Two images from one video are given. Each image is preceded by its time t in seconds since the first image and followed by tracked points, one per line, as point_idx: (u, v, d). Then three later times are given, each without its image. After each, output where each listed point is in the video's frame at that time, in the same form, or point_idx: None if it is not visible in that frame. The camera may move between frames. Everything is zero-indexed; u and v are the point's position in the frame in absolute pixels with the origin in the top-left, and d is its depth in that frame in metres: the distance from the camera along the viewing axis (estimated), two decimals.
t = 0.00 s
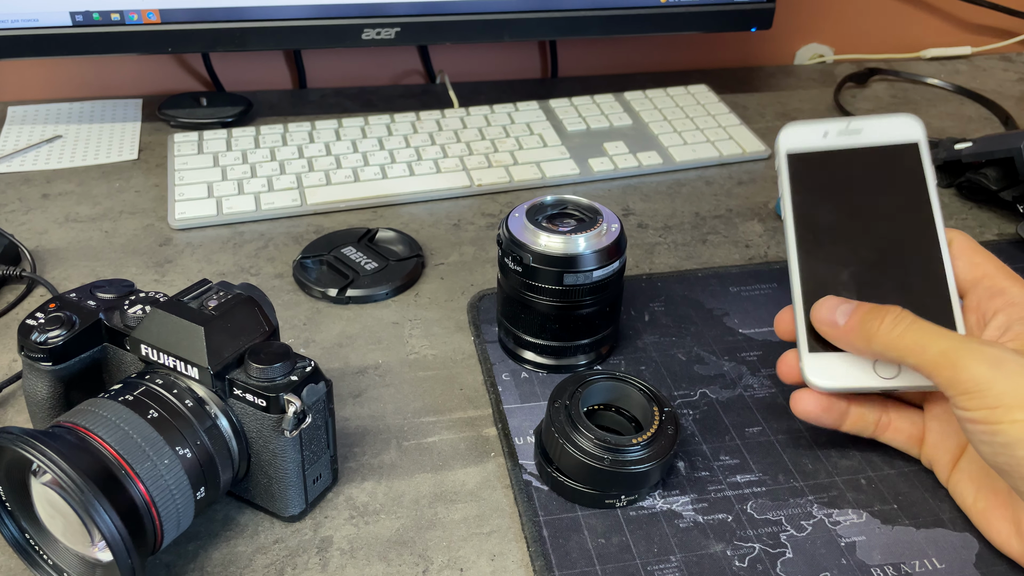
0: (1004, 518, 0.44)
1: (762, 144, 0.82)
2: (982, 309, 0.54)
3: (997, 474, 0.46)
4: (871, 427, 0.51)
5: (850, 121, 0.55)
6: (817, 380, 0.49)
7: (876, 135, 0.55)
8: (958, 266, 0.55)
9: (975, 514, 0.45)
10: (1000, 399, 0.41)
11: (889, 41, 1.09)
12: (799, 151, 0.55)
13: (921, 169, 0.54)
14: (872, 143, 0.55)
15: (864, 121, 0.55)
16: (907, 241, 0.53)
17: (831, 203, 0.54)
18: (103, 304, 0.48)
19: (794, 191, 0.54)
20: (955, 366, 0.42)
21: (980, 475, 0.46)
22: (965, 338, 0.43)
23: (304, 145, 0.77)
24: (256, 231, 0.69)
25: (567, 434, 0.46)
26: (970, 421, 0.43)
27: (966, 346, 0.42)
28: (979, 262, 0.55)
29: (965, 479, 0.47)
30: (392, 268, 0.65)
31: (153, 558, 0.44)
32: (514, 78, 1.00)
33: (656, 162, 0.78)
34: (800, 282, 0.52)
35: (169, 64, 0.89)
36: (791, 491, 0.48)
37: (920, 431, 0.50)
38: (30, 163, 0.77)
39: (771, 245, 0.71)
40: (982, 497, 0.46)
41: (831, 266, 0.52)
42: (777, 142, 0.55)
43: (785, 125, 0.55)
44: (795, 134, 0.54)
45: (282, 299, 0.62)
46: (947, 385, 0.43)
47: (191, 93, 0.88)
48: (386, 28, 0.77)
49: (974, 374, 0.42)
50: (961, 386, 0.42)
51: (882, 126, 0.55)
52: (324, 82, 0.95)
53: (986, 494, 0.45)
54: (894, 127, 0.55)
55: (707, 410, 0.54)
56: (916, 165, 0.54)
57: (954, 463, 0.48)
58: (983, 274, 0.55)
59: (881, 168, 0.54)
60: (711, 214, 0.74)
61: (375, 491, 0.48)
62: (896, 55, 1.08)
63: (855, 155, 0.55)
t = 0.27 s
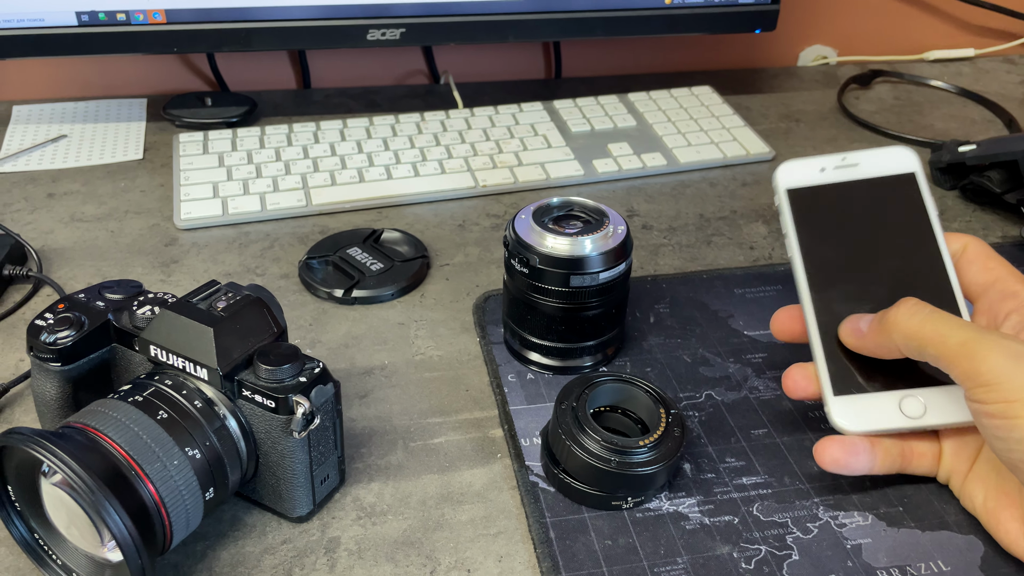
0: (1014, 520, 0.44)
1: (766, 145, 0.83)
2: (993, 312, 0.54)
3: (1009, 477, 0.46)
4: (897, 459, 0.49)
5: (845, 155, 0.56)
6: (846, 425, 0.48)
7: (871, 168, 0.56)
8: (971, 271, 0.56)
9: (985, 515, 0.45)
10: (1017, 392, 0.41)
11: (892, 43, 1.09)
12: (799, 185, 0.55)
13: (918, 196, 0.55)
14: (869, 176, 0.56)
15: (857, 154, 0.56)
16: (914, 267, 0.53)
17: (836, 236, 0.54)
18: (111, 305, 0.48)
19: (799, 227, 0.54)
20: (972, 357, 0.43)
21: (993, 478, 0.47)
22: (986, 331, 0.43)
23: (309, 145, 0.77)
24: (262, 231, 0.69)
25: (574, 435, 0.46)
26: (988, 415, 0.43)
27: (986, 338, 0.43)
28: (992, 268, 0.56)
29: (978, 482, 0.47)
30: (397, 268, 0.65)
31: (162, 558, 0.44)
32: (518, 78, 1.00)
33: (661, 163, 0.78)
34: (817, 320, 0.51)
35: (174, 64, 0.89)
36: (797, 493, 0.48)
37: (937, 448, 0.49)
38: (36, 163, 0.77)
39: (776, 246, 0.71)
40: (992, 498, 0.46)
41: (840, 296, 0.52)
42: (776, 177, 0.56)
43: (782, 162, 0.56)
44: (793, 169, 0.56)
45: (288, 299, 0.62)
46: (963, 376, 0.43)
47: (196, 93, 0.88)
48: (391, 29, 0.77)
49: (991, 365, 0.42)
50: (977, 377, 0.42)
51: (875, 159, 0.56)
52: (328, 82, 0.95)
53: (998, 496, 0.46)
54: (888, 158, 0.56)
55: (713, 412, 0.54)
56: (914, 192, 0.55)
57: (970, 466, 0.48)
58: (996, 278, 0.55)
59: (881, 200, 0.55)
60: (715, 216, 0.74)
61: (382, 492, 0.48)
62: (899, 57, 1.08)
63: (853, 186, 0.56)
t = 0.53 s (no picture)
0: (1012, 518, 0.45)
1: (766, 144, 0.82)
2: (996, 309, 0.53)
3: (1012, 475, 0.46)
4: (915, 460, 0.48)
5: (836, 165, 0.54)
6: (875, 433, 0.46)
7: (860, 177, 0.54)
8: (977, 271, 0.57)
9: (986, 513, 0.45)
10: (1000, 405, 0.41)
11: (892, 42, 1.09)
12: (795, 198, 0.53)
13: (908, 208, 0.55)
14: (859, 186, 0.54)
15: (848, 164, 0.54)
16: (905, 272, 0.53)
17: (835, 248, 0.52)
18: (108, 302, 0.48)
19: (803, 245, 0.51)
20: (959, 371, 0.42)
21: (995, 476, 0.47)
22: (963, 346, 0.43)
23: (307, 143, 0.77)
24: (259, 229, 0.69)
25: (571, 434, 0.46)
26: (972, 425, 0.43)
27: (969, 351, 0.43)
28: (1001, 269, 0.56)
29: (981, 480, 0.47)
30: (396, 267, 0.65)
31: (158, 557, 0.44)
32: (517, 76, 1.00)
33: (660, 162, 0.78)
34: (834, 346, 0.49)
35: (172, 61, 0.89)
36: (795, 492, 0.48)
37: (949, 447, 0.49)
38: (33, 160, 0.77)
39: (775, 245, 0.71)
40: (993, 497, 0.46)
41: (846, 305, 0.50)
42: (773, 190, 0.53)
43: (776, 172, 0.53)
44: (789, 181, 0.53)
45: (286, 297, 0.62)
46: (951, 393, 0.43)
47: (194, 91, 0.88)
48: (390, 27, 0.77)
49: (979, 377, 0.42)
50: (966, 392, 0.42)
51: (865, 169, 0.55)
52: (328, 80, 0.95)
53: (998, 494, 0.46)
54: (876, 168, 0.55)
55: (711, 411, 0.54)
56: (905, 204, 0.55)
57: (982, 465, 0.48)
58: (1004, 277, 0.55)
59: (874, 209, 0.54)
60: (714, 215, 0.74)
61: (379, 491, 0.48)
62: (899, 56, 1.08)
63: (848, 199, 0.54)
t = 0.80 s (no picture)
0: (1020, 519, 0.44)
1: (767, 145, 0.83)
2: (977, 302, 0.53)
3: None
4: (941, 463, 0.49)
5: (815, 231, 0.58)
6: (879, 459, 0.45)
7: (841, 238, 0.58)
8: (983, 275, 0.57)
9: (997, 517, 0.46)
10: (959, 440, 0.42)
11: (893, 43, 1.09)
12: (782, 267, 0.56)
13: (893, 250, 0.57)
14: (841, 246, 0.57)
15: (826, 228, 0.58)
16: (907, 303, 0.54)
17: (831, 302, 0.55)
18: (113, 302, 0.48)
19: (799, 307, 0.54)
20: (907, 414, 0.43)
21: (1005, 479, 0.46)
22: (916, 387, 0.44)
23: (310, 143, 0.77)
24: (263, 230, 0.69)
25: (574, 434, 0.46)
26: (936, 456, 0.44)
27: (916, 389, 0.43)
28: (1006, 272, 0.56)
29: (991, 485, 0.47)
30: (398, 267, 0.65)
31: (163, 555, 0.44)
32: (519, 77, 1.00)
33: (661, 162, 0.78)
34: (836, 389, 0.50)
35: (175, 62, 0.90)
36: (797, 492, 0.48)
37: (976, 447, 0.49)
38: (37, 161, 0.77)
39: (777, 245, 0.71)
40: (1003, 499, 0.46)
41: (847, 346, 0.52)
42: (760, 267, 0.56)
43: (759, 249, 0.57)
44: (773, 253, 0.57)
45: (289, 297, 0.62)
46: (905, 435, 0.44)
47: (197, 91, 0.88)
48: (392, 28, 0.78)
49: (926, 419, 0.43)
50: (917, 433, 0.43)
51: (844, 230, 0.58)
52: (330, 81, 0.95)
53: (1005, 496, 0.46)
54: (855, 226, 0.58)
55: (713, 411, 0.54)
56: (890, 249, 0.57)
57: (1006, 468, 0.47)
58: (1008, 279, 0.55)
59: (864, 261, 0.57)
60: (716, 215, 0.75)
61: (383, 490, 0.48)
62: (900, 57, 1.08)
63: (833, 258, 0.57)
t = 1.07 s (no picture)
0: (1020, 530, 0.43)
1: (766, 145, 0.83)
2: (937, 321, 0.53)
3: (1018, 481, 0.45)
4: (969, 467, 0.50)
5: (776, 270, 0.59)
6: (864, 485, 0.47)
7: (802, 275, 0.58)
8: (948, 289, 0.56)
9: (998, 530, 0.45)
10: (922, 460, 0.44)
11: (893, 42, 1.09)
12: (749, 315, 0.59)
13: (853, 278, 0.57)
14: (804, 283, 0.58)
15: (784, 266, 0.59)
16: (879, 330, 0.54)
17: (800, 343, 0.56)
18: (111, 302, 0.48)
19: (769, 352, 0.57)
20: (873, 442, 0.45)
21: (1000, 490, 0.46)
22: (876, 413, 0.46)
23: (309, 144, 0.77)
24: (262, 230, 0.69)
25: (573, 433, 0.46)
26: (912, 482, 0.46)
27: (879, 417, 0.45)
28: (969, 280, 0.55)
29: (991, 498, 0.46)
30: (397, 267, 0.65)
31: (161, 556, 0.44)
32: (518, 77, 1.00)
33: (661, 162, 0.78)
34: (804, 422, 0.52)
35: (175, 63, 0.90)
36: (796, 492, 0.48)
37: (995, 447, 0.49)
38: (36, 161, 0.77)
39: (776, 245, 0.71)
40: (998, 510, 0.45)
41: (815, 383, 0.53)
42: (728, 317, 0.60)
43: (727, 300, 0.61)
44: (739, 302, 0.60)
45: (288, 298, 0.62)
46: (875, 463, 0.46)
47: (196, 92, 0.88)
48: (391, 28, 0.78)
49: (890, 446, 0.45)
50: (885, 458, 0.45)
51: (802, 265, 0.58)
52: (329, 81, 0.95)
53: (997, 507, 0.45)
54: (812, 259, 0.58)
55: (712, 411, 0.54)
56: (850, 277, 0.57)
57: None
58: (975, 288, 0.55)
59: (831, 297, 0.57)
60: (715, 215, 0.74)
61: (381, 490, 0.48)
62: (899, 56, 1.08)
63: (795, 296, 0.58)
